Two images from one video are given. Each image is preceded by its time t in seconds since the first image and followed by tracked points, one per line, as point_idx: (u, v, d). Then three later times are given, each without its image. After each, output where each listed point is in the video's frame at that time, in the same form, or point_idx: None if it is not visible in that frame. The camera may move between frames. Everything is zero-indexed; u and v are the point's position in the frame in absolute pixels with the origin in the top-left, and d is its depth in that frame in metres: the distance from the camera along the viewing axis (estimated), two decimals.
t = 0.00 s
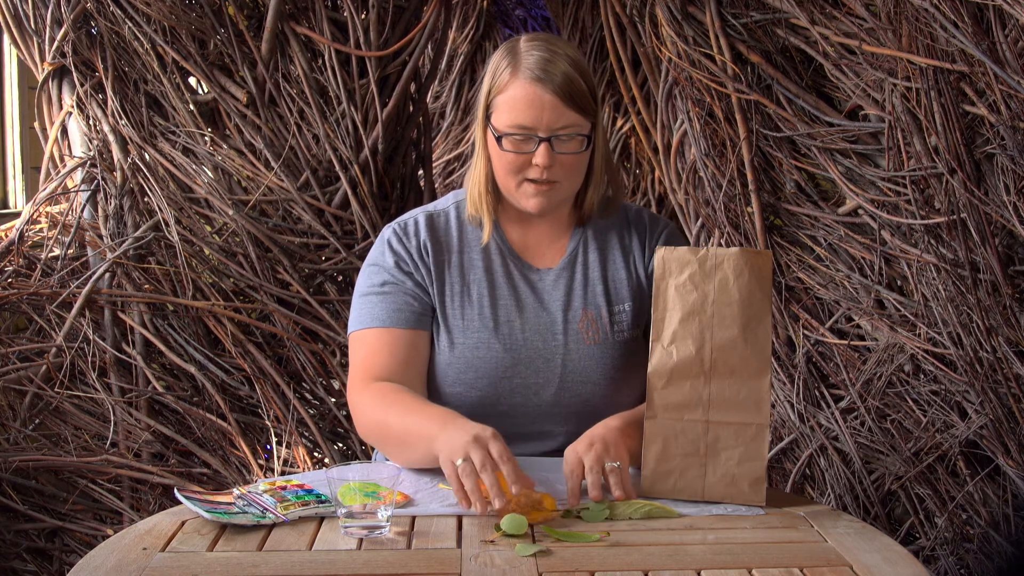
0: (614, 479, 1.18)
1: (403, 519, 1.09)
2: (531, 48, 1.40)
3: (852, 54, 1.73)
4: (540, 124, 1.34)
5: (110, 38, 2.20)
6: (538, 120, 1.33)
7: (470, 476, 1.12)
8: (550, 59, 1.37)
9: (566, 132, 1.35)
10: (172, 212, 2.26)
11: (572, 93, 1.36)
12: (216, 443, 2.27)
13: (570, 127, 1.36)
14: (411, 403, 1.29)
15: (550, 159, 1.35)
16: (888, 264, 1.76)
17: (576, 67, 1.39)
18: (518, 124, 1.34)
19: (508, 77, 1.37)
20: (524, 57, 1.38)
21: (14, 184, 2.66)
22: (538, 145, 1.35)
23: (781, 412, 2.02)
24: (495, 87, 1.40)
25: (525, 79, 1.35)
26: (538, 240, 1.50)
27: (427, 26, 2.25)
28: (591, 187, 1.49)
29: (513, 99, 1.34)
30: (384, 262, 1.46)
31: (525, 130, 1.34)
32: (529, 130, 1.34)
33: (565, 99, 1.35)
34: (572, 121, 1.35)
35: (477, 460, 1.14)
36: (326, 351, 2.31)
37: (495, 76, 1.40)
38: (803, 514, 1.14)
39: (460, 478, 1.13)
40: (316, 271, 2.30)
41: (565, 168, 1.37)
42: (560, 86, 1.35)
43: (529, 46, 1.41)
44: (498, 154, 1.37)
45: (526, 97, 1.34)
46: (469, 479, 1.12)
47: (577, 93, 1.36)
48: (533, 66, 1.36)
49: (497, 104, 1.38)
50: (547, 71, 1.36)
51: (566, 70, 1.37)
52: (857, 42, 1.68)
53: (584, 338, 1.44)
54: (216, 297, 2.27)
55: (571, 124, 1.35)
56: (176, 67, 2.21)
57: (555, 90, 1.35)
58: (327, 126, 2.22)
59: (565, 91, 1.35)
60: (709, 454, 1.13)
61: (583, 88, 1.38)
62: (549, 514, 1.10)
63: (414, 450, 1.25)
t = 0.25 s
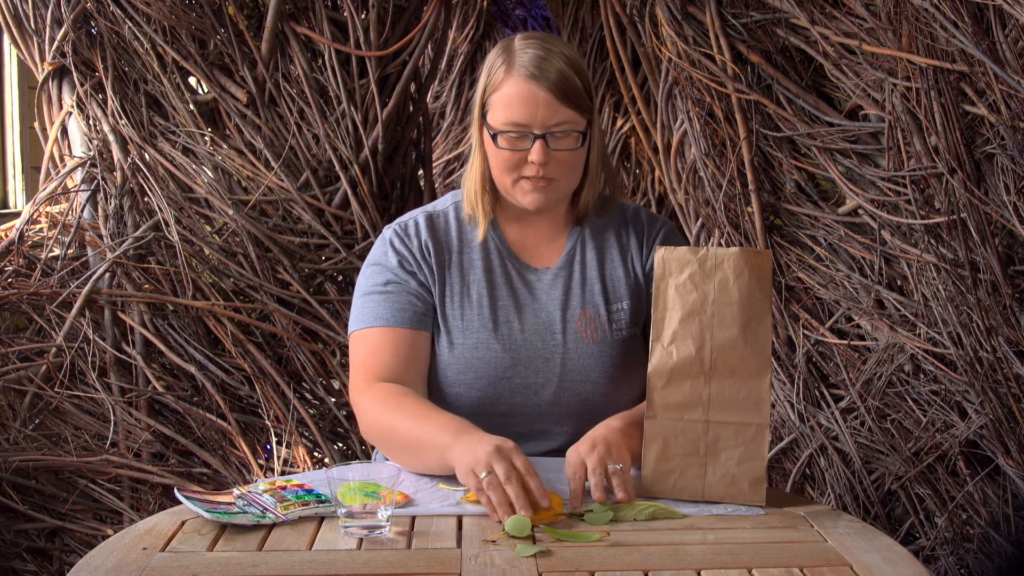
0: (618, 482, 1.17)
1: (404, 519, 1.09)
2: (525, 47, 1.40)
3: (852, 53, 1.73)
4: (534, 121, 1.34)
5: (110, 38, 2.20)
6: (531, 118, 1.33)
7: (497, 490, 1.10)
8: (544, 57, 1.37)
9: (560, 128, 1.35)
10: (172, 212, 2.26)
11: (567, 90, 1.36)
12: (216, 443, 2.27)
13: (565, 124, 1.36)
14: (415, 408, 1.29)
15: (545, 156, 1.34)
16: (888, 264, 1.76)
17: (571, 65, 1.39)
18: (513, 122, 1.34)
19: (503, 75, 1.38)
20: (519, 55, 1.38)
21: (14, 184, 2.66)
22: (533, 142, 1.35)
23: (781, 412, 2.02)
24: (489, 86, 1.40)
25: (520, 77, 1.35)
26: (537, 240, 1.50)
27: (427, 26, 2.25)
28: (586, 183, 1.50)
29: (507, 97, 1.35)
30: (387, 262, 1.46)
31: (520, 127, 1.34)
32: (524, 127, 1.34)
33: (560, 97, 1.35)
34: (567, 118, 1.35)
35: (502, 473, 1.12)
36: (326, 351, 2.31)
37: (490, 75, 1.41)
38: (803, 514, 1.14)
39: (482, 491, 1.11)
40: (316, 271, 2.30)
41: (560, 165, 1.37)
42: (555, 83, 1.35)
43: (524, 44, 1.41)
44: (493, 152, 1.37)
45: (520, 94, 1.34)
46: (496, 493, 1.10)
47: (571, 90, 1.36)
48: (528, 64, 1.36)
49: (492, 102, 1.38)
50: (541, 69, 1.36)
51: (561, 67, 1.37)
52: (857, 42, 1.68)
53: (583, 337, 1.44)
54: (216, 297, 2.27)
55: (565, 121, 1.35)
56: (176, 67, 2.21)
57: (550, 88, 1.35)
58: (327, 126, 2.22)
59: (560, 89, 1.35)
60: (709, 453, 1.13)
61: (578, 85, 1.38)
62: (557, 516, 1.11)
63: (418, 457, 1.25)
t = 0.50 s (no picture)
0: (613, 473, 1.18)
1: (404, 519, 1.09)
2: (521, 47, 1.40)
3: (852, 53, 1.73)
4: (530, 121, 1.34)
5: (110, 38, 2.20)
6: (527, 117, 1.33)
7: (479, 472, 1.12)
8: (540, 58, 1.37)
9: (557, 128, 1.35)
10: (172, 212, 2.26)
11: (562, 90, 1.36)
12: (216, 443, 2.27)
13: (561, 123, 1.36)
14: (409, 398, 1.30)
15: (542, 156, 1.34)
16: (888, 264, 1.76)
17: (568, 65, 1.39)
18: (509, 122, 1.34)
19: (498, 76, 1.38)
20: (514, 56, 1.38)
21: (14, 184, 2.66)
22: (529, 143, 1.35)
23: (781, 411, 2.02)
24: (485, 86, 1.40)
25: (515, 77, 1.35)
26: (536, 240, 1.50)
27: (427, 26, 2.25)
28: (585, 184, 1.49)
29: (503, 98, 1.35)
30: (383, 263, 1.46)
31: (516, 127, 1.34)
32: (521, 127, 1.34)
33: (556, 96, 1.35)
34: (563, 117, 1.35)
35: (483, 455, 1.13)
36: (326, 351, 2.31)
37: (486, 75, 1.41)
38: (804, 514, 1.14)
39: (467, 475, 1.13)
40: (316, 271, 2.30)
41: (558, 165, 1.37)
42: (551, 83, 1.35)
43: (520, 45, 1.41)
44: (490, 152, 1.37)
45: (516, 95, 1.34)
46: (479, 475, 1.12)
47: (567, 90, 1.36)
48: (523, 64, 1.36)
49: (488, 103, 1.38)
50: (537, 69, 1.36)
51: (557, 68, 1.37)
52: (857, 42, 1.68)
53: (583, 337, 1.45)
54: (216, 297, 2.27)
55: (561, 120, 1.35)
56: (176, 67, 2.21)
57: (545, 88, 1.35)
58: (327, 126, 2.22)
59: (556, 89, 1.35)
60: (709, 453, 1.13)
61: (574, 85, 1.38)
62: (558, 514, 1.10)
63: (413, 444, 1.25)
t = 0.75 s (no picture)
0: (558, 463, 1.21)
1: (404, 519, 1.09)
2: (517, 48, 1.39)
3: (852, 53, 1.73)
4: (525, 123, 1.34)
5: (111, 38, 2.20)
6: (523, 119, 1.33)
7: (456, 463, 1.17)
8: (536, 59, 1.37)
9: (553, 130, 1.35)
10: (172, 212, 2.26)
11: (559, 91, 1.36)
12: (216, 443, 2.27)
13: (557, 124, 1.36)
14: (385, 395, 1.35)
15: (538, 157, 1.35)
16: (888, 264, 1.76)
17: (564, 66, 1.39)
18: (505, 123, 1.34)
19: (494, 77, 1.38)
20: (510, 56, 1.38)
21: (14, 184, 2.66)
22: (524, 145, 1.35)
23: (781, 411, 2.02)
24: (482, 87, 1.40)
25: (510, 78, 1.35)
26: (535, 240, 1.49)
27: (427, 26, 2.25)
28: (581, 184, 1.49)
29: (498, 99, 1.34)
30: (368, 269, 1.48)
31: (512, 129, 1.34)
32: (516, 128, 1.34)
33: (551, 96, 1.35)
34: (558, 118, 1.35)
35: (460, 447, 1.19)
36: (326, 350, 2.31)
37: (483, 76, 1.41)
38: (803, 514, 1.14)
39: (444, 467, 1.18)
40: (316, 271, 2.30)
41: (554, 165, 1.37)
42: (547, 83, 1.35)
43: (515, 45, 1.41)
44: (487, 154, 1.37)
45: (512, 96, 1.34)
46: (455, 466, 1.17)
47: (563, 90, 1.36)
48: (519, 66, 1.36)
49: (484, 104, 1.38)
50: (533, 70, 1.36)
51: (553, 69, 1.37)
52: (857, 42, 1.68)
53: (580, 337, 1.44)
54: (216, 297, 2.27)
55: (557, 121, 1.35)
56: (176, 67, 2.21)
57: (541, 88, 1.35)
58: (327, 126, 2.22)
59: (552, 90, 1.35)
60: (709, 453, 1.13)
61: (570, 86, 1.38)
62: (559, 514, 1.10)
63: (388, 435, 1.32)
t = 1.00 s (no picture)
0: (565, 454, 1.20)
1: (404, 519, 1.09)
2: (508, 45, 1.40)
3: (852, 53, 1.73)
4: (517, 119, 1.34)
5: (111, 38, 2.20)
6: (515, 115, 1.33)
7: (463, 461, 1.16)
8: (527, 56, 1.37)
9: (546, 124, 1.35)
10: (172, 212, 2.26)
11: (550, 89, 1.36)
12: (216, 443, 2.27)
13: (549, 120, 1.36)
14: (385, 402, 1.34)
15: (530, 153, 1.35)
16: (888, 264, 1.76)
17: (555, 62, 1.39)
18: (496, 120, 1.34)
19: (486, 74, 1.38)
20: (501, 54, 1.38)
21: (15, 184, 2.66)
22: (517, 140, 1.35)
23: (781, 411, 2.02)
24: (474, 86, 1.40)
25: (501, 75, 1.35)
26: (531, 239, 1.50)
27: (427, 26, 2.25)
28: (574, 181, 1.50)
29: (489, 96, 1.34)
30: (366, 267, 1.48)
31: (504, 125, 1.34)
32: (508, 125, 1.34)
33: (542, 93, 1.35)
34: (550, 114, 1.35)
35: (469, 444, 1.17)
36: (326, 350, 2.31)
37: (475, 74, 1.41)
38: (804, 514, 1.14)
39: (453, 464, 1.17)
40: (316, 271, 2.30)
41: (547, 161, 1.37)
42: (537, 80, 1.35)
43: (507, 43, 1.41)
44: (479, 152, 1.37)
45: (503, 92, 1.34)
46: (463, 463, 1.15)
47: (554, 86, 1.36)
48: (510, 62, 1.36)
49: (476, 102, 1.38)
50: (524, 67, 1.36)
51: (544, 66, 1.37)
52: (857, 42, 1.68)
53: (576, 335, 1.44)
54: (216, 297, 2.27)
55: (549, 116, 1.35)
56: (176, 67, 2.21)
57: (531, 85, 1.35)
58: (327, 126, 2.22)
59: (543, 86, 1.35)
60: (709, 453, 1.13)
61: (562, 83, 1.38)
62: (559, 514, 1.10)
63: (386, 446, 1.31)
